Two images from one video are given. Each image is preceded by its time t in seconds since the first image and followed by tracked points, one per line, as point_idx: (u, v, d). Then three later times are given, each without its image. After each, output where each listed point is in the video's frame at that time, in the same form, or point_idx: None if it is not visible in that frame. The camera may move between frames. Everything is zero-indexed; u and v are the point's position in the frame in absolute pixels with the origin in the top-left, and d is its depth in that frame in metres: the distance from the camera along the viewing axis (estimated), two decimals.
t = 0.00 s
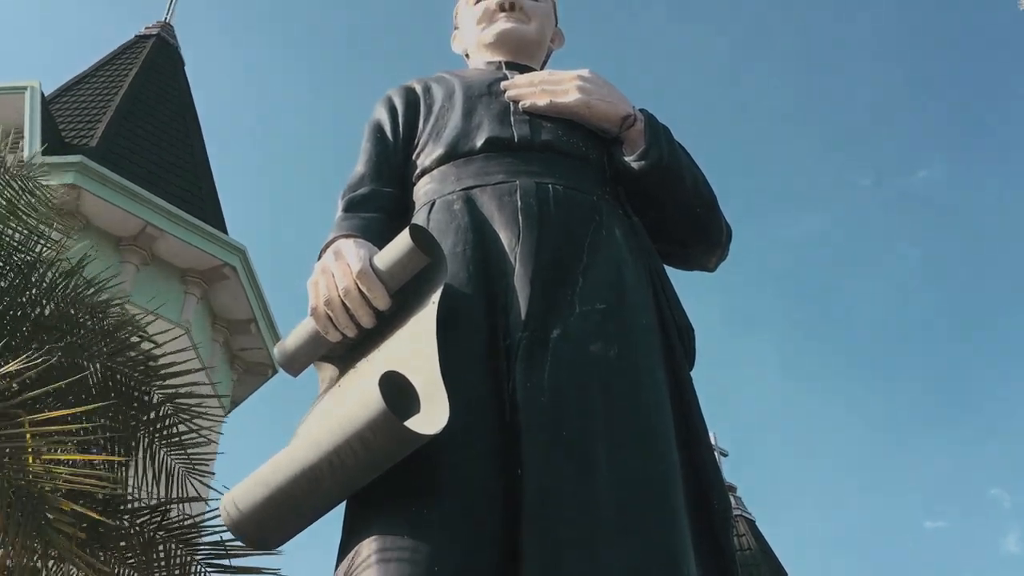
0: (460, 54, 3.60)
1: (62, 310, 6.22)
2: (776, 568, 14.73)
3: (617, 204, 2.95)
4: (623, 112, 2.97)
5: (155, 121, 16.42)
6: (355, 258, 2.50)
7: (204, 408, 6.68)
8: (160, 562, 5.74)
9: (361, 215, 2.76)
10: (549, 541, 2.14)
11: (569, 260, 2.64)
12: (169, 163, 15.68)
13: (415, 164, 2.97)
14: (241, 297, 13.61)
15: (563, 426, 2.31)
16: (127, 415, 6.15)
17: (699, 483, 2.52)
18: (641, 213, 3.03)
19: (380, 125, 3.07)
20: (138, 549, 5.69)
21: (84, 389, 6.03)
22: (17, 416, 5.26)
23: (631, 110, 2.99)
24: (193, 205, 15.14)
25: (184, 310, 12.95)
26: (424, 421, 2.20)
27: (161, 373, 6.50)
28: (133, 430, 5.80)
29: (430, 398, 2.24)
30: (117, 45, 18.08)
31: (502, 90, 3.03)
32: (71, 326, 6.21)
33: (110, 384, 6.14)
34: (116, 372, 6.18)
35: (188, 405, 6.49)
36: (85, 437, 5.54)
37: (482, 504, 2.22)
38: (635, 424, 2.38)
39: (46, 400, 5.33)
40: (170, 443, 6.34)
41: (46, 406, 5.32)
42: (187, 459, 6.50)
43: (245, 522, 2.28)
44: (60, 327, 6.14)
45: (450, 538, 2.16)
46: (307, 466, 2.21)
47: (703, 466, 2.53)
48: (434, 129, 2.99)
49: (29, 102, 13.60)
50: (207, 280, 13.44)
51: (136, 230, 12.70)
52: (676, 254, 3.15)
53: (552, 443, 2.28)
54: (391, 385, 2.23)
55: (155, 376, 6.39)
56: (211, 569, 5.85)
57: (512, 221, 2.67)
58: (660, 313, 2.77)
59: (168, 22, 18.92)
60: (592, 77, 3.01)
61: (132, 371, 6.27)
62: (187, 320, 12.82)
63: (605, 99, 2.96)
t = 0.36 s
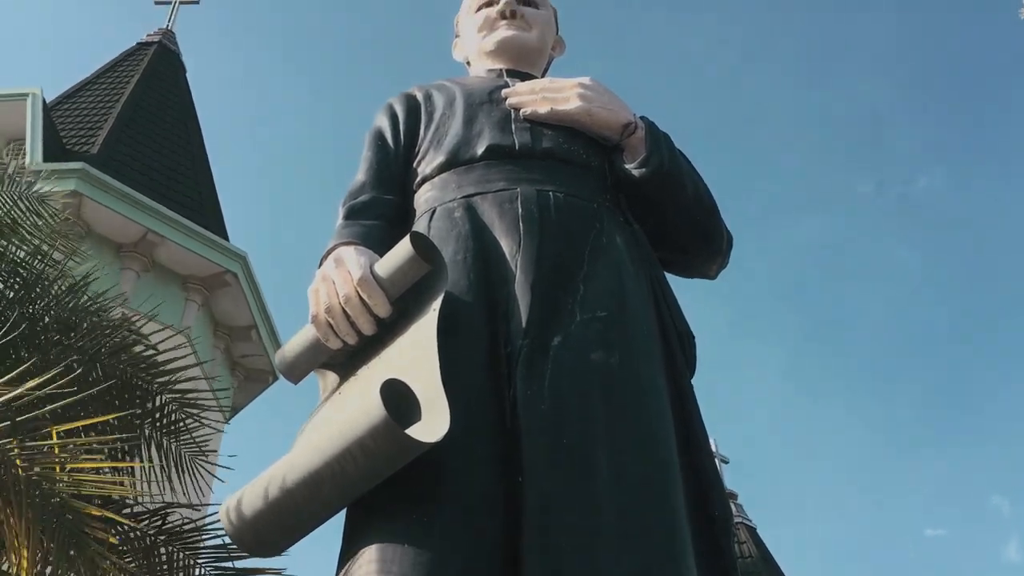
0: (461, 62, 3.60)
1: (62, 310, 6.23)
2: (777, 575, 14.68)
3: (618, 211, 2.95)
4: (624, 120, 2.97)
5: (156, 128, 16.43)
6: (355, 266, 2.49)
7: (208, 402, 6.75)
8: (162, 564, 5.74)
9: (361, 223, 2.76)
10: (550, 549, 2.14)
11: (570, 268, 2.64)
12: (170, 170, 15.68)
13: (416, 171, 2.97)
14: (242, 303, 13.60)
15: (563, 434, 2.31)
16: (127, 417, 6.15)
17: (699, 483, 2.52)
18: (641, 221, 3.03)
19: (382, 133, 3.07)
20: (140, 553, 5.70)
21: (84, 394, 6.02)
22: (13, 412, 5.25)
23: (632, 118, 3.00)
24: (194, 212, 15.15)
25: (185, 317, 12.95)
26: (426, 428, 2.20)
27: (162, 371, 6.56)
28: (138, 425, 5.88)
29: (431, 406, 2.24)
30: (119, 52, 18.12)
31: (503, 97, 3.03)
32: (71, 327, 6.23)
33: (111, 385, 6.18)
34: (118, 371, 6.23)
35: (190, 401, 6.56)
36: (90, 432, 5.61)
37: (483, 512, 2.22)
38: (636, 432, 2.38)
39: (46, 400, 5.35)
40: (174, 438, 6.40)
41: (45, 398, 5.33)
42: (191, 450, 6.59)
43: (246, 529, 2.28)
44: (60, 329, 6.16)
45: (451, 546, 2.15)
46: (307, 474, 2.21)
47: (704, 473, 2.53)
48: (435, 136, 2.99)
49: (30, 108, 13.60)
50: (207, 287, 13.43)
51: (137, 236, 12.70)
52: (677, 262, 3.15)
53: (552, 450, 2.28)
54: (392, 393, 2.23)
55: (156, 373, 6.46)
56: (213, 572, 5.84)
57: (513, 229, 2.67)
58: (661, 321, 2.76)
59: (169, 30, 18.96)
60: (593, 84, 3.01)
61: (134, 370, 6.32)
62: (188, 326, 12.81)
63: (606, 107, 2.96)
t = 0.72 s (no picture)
0: (463, 71, 3.61)
1: (64, 317, 6.20)
2: None
3: (620, 221, 2.95)
4: (626, 129, 2.97)
5: (158, 136, 16.45)
6: (358, 275, 2.49)
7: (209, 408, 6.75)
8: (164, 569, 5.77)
9: (364, 231, 2.76)
10: (552, 558, 2.13)
11: (572, 277, 2.64)
12: (172, 178, 15.69)
13: (418, 180, 2.97)
14: (242, 310, 13.60)
15: (565, 444, 2.30)
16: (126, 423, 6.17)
17: (700, 487, 2.52)
18: (644, 230, 3.03)
19: (384, 142, 3.08)
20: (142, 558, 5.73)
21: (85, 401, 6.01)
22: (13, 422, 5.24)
23: (634, 127, 3.00)
24: (195, 220, 15.15)
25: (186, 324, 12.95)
26: (428, 437, 2.19)
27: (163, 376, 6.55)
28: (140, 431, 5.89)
29: (433, 416, 2.23)
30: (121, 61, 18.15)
31: (505, 107, 3.04)
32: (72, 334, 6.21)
33: (111, 391, 6.19)
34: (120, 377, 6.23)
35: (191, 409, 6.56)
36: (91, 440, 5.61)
37: (485, 521, 2.22)
38: (638, 441, 2.38)
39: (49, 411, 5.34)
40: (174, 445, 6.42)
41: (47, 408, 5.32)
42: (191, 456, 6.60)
43: (246, 540, 2.27)
44: (60, 335, 6.13)
45: (452, 555, 2.15)
46: (308, 484, 2.21)
47: (706, 481, 2.52)
48: (437, 146, 3.00)
49: (32, 116, 13.61)
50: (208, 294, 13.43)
51: (139, 243, 12.71)
52: (680, 272, 3.15)
53: (554, 460, 2.27)
54: (394, 402, 2.23)
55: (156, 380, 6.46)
56: None
57: (515, 238, 2.67)
58: (663, 331, 2.76)
59: (171, 38, 19.00)
60: (595, 94, 3.01)
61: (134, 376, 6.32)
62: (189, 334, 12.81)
63: (608, 116, 2.97)
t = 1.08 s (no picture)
0: (464, 79, 3.61)
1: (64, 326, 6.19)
2: None
3: (621, 229, 2.95)
4: (627, 138, 2.97)
5: (159, 143, 16.46)
6: (360, 283, 2.49)
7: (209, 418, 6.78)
8: None
9: (365, 239, 2.76)
10: (552, 567, 2.13)
11: (573, 285, 2.64)
12: (173, 185, 15.70)
13: (420, 188, 2.97)
14: (243, 316, 13.60)
15: (566, 453, 2.30)
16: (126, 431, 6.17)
17: (701, 494, 2.52)
18: (645, 239, 3.03)
19: (385, 150, 3.08)
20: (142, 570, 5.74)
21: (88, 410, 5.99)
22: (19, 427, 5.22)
23: (635, 135, 3.00)
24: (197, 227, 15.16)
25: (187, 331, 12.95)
26: (429, 445, 2.19)
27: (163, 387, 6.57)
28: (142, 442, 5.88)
29: (433, 423, 2.23)
30: (122, 67, 18.18)
31: (506, 115, 3.04)
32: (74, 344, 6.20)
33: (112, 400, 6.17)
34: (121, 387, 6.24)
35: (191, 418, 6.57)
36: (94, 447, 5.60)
37: (487, 530, 2.21)
38: (639, 448, 2.38)
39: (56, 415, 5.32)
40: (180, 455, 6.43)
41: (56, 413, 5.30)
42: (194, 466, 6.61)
43: (247, 549, 2.27)
44: (61, 345, 6.12)
45: (453, 564, 2.14)
46: (308, 493, 2.20)
47: (707, 489, 2.52)
48: (438, 154, 3.00)
49: (34, 122, 13.61)
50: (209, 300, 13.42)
51: (140, 250, 12.70)
52: (680, 280, 3.15)
53: (556, 468, 2.27)
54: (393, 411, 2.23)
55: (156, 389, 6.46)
56: None
57: (516, 246, 2.67)
58: (664, 340, 2.76)
59: (173, 45, 19.04)
60: (597, 102, 3.01)
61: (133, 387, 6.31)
62: (190, 341, 12.81)
63: (609, 125, 2.96)
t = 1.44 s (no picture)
0: (466, 89, 3.62)
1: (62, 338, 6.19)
2: None
3: (622, 240, 2.95)
4: (628, 148, 2.97)
5: (161, 151, 16.48)
6: (360, 293, 2.49)
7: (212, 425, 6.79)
8: None
9: (366, 249, 2.76)
10: None
11: (574, 296, 2.63)
12: (175, 193, 15.72)
13: (421, 198, 2.97)
14: (244, 324, 13.59)
15: (568, 463, 2.30)
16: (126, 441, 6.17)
17: (703, 505, 2.51)
18: (646, 249, 3.03)
19: (387, 160, 3.08)
20: None
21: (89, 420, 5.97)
22: (31, 433, 5.20)
23: (636, 146, 3.00)
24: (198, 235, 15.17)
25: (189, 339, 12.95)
26: (429, 456, 2.19)
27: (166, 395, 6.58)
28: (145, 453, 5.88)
29: (434, 434, 2.23)
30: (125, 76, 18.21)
31: (508, 125, 3.04)
32: (75, 355, 6.19)
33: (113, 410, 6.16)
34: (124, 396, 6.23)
35: (193, 426, 6.58)
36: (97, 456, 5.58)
37: (488, 540, 2.21)
38: (641, 459, 2.37)
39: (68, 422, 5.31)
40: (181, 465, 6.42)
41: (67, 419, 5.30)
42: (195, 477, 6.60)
43: (247, 562, 2.26)
44: (60, 357, 6.12)
45: None
46: (308, 505, 2.20)
47: (709, 501, 2.51)
48: (439, 164, 3.00)
49: (37, 131, 13.62)
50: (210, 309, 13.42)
51: (141, 259, 12.71)
52: (682, 291, 3.15)
53: (557, 479, 2.27)
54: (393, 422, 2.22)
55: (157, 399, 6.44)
56: None
57: (517, 256, 2.67)
58: (666, 351, 2.76)
59: (176, 53, 19.09)
60: (598, 112, 3.02)
61: (134, 398, 6.30)
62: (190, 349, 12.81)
63: (610, 135, 2.97)
